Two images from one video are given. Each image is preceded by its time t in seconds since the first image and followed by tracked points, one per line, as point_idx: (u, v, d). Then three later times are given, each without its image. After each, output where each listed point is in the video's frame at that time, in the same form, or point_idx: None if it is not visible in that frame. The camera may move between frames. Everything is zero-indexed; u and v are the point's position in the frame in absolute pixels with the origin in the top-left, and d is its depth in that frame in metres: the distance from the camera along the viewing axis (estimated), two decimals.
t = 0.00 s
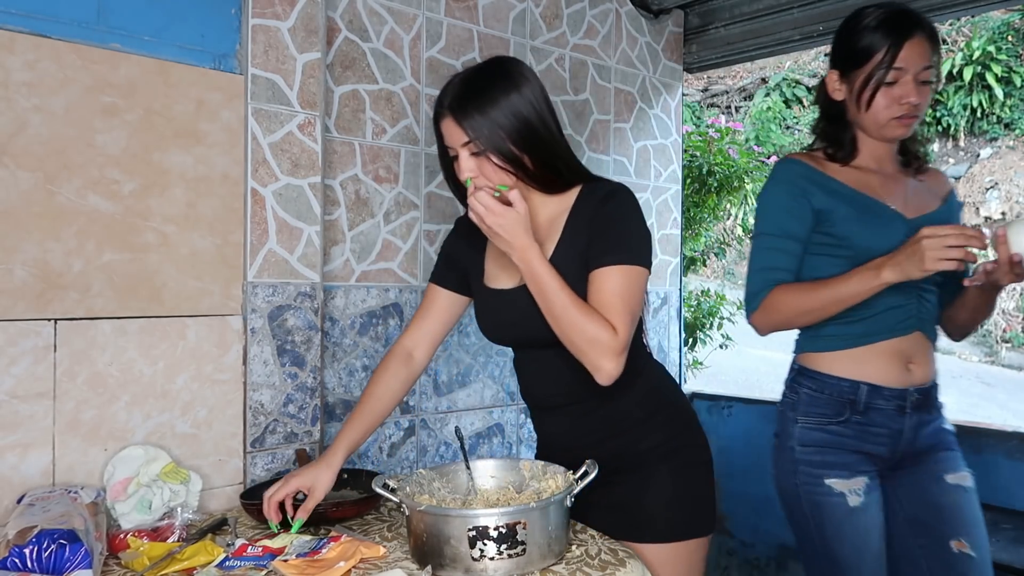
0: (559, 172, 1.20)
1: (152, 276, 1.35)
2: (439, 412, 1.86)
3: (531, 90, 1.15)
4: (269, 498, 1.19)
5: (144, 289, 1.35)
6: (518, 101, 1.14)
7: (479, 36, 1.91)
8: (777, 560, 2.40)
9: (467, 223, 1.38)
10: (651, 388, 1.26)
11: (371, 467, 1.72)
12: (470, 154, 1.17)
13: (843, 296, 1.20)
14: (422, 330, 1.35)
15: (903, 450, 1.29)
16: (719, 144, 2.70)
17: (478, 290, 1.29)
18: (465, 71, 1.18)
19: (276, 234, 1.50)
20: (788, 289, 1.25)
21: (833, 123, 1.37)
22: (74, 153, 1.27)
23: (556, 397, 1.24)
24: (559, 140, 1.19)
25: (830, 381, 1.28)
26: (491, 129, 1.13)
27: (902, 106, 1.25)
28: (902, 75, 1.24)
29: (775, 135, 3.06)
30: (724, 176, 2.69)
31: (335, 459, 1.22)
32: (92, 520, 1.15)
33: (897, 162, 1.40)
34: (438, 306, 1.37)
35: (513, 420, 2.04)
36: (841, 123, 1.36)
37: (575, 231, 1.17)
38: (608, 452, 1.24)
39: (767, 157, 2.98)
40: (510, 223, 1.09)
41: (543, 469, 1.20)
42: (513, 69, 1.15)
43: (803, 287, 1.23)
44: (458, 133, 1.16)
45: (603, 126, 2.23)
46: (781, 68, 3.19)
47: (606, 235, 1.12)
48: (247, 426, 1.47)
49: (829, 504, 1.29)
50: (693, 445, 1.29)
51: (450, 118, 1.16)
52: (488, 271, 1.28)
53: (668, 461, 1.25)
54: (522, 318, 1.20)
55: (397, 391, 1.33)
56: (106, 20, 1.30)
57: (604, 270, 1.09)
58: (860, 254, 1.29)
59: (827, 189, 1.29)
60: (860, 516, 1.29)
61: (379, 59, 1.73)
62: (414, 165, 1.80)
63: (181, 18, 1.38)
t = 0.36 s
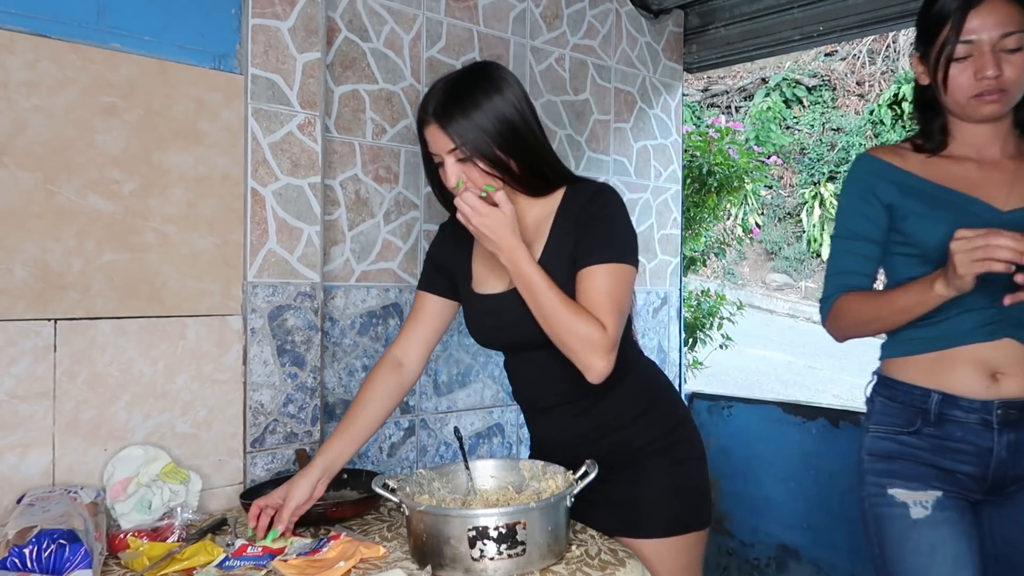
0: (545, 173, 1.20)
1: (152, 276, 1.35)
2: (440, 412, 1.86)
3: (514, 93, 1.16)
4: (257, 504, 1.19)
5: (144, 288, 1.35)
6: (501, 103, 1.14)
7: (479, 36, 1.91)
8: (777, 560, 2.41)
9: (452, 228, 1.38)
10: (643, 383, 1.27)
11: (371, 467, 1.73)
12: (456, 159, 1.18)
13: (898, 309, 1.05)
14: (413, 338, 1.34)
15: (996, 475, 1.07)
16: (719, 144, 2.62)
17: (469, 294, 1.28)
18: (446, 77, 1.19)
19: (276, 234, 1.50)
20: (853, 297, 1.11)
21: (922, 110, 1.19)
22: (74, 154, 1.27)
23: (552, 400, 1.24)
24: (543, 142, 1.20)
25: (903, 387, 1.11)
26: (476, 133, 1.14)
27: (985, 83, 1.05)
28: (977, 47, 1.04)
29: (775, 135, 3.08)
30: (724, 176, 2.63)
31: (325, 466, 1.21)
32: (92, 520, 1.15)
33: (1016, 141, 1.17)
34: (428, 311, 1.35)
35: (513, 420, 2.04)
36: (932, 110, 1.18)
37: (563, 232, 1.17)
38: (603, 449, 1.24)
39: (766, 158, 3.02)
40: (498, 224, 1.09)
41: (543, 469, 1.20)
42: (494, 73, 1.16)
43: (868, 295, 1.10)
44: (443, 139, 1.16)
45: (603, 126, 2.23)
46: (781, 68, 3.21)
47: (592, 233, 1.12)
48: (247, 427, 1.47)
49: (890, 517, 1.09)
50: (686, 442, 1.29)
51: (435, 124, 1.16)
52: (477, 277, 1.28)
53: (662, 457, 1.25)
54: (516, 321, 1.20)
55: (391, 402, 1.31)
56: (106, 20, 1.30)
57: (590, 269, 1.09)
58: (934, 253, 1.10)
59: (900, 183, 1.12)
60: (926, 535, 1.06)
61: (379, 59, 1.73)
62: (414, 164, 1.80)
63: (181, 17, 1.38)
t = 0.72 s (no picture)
0: (543, 174, 1.22)
1: (152, 276, 1.35)
2: (439, 412, 1.86)
3: (511, 92, 1.16)
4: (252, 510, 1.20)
5: (144, 288, 1.35)
6: (499, 103, 1.15)
7: (479, 36, 1.91)
8: (777, 560, 2.41)
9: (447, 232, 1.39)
10: (643, 381, 1.27)
11: (371, 467, 1.73)
12: (456, 162, 1.17)
13: (892, 340, 1.01)
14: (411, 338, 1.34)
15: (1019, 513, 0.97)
16: (719, 144, 2.62)
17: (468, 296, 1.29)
18: (440, 78, 1.18)
19: (276, 234, 1.50)
20: (857, 319, 1.08)
21: (948, 100, 1.10)
22: (74, 153, 1.27)
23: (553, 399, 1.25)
24: (540, 142, 1.21)
25: (915, 411, 1.04)
26: (476, 134, 1.14)
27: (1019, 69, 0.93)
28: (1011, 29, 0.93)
29: (774, 136, 3.07)
30: (724, 176, 2.62)
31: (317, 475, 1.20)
32: (92, 520, 1.15)
33: None
34: (423, 315, 1.36)
35: (513, 420, 2.04)
36: (958, 101, 1.09)
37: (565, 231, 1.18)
38: (605, 449, 1.24)
39: (766, 158, 3.00)
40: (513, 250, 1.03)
41: (543, 469, 1.20)
42: (489, 73, 1.16)
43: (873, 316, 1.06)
44: (442, 141, 1.15)
45: (603, 126, 2.23)
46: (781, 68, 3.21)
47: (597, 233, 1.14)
48: (247, 426, 1.47)
49: (894, 553, 1.04)
50: (687, 439, 1.30)
51: (433, 127, 1.15)
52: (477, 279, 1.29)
53: (663, 455, 1.25)
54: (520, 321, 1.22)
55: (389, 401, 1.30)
56: (106, 20, 1.30)
57: (601, 273, 1.09)
58: (948, 261, 1.01)
59: (911, 185, 1.05)
60: None
61: (379, 59, 1.73)
62: (414, 164, 1.80)
63: (181, 18, 1.38)
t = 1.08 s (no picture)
0: (544, 176, 1.26)
1: (152, 276, 1.35)
2: (439, 412, 1.86)
3: (512, 93, 1.21)
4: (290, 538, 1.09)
5: (144, 288, 1.35)
6: (500, 104, 1.19)
7: (479, 36, 1.91)
8: (777, 560, 2.41)
9: (444, 233, 1.40)
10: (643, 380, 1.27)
11: (371, 467, 1.73)
12: (457, 162, 1.22)
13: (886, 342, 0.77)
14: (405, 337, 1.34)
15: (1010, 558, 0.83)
16: (719, 144, 2.63)
17: (467, 292, 1.29)
18: (443, 80, 1.23)
19: (276, 234, 1.50)
20: (831, 320, 0.84)
21: (926, 67, 0.95)
22: (74, 153, 1.27)
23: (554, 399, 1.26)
24: (541, 144, 1.25)
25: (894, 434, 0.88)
26: (477, 134, 1.18)
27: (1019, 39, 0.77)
28: None
29: (775, 136, 2.92)
30: (724, 176, 2.64)
31: (338, 478, 1.15)
32: (92, 520, 1.14)
33: None
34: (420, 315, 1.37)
35: (513, 420, 2.03)
36: (937, 69, 0.93)
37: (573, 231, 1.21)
38: (605, 448, 1.25)
39: (766, 158, 2.85)
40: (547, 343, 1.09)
41: (543, 469, 1.20)
42: (492, 75, 1.21)
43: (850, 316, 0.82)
44: (444, 142, 1.20)
45: (603, 126, 2.23)
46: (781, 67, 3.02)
47: (614, 233, 1.20)
48: (247, 426, 1.47)
49: None
50: (687, 438, 1.30)
51: (436, 127, 1.20)
52: (477, 278, 1.29)
53: (663, 454, 1.26)
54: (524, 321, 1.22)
55: (384, 405, 1.28)
56: (106, 20, 1.30)
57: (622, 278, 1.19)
58: (934, 255, 0.85)
59: (891, 165, 0.89)
60: None
61: (379, 59, 1.73)
62: (414, 164, 1.80)
63: (181, 18, 1.38)
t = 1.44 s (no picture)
0: (556, 174, 1.27)
1: (152, 276, 1.35)
2: (440, 412, 1.86)
3: (524, 91, 1.22)
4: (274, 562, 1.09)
5: (144, 288, 1.35)
6: (513, 100, 1.20)
7: (479, 36, 1.91)
8: (776, 560, 2.41)
9: (448, 229, 1.40)
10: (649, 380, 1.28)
11: (371, 467, 1.73)
12: (471, 160, 1.23)
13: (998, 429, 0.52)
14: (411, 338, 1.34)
15: None
16: (720, 144, 2.61)
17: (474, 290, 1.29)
18: (454, 78, 1.24)
19: (276, 234, 1.50)
20: (879, 372, 0.58)
21: (985, 36, 0.68)
22: (74, 153, 1.27)
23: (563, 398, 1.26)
24: (552, 142, 1.27)
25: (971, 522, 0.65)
26: (491, 134, 1.19)
27: None
28: None
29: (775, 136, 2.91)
30: (724, 176, 2.63)
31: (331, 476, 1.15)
32: (92, 520, 1.14)
33: None
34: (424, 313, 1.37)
35: (513, 420, 2.03)
36: (1002, 37, 0.67)
37: (584, 230, 1.23)
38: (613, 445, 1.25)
39: (766, 158, 2.85)
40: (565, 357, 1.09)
41: (543, 469, 1.20)
42: (505, 73, 1.22)
43: (902, 366, 0.58)
44: (459, 141, 1.21)
45: (603, 126, 2.23)
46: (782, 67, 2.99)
47: (626, 233, 1.22)
48: (247, 426, 1.47)
49: None
50: (692, 437, 1.31)
51: (449, 126, 1.21)
52: (484, 275, 1.30)
53: (670, 452, 1.26)
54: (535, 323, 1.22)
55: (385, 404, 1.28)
56: (106, 20, 1.30)
57: (632, 279, 1.21)
58: None
59: (951, 162, 0.61)
60: None
61: (379, 59, 1.73)
62: (414, 164, 1.80)
63: (181, 18, 1.38)
